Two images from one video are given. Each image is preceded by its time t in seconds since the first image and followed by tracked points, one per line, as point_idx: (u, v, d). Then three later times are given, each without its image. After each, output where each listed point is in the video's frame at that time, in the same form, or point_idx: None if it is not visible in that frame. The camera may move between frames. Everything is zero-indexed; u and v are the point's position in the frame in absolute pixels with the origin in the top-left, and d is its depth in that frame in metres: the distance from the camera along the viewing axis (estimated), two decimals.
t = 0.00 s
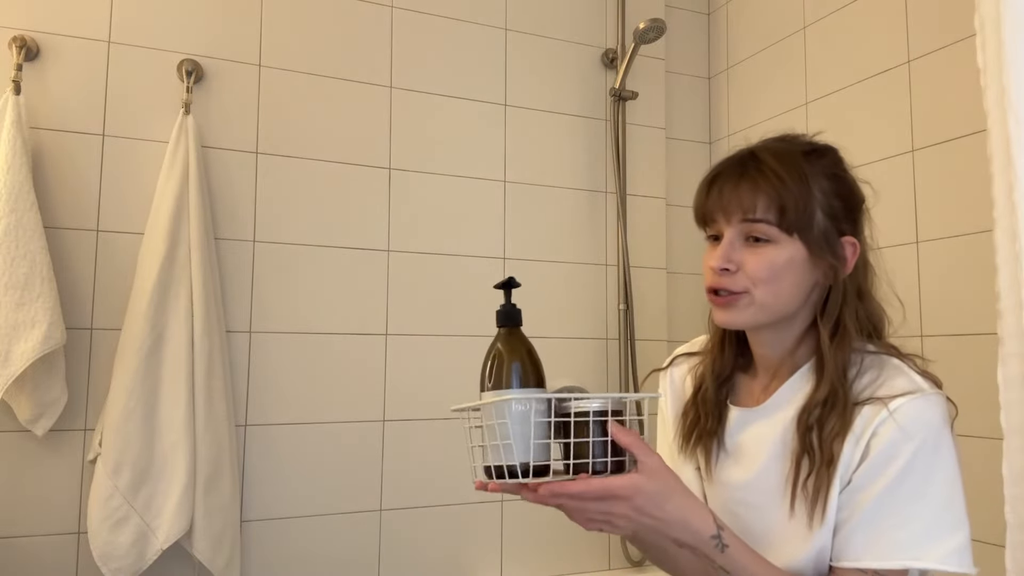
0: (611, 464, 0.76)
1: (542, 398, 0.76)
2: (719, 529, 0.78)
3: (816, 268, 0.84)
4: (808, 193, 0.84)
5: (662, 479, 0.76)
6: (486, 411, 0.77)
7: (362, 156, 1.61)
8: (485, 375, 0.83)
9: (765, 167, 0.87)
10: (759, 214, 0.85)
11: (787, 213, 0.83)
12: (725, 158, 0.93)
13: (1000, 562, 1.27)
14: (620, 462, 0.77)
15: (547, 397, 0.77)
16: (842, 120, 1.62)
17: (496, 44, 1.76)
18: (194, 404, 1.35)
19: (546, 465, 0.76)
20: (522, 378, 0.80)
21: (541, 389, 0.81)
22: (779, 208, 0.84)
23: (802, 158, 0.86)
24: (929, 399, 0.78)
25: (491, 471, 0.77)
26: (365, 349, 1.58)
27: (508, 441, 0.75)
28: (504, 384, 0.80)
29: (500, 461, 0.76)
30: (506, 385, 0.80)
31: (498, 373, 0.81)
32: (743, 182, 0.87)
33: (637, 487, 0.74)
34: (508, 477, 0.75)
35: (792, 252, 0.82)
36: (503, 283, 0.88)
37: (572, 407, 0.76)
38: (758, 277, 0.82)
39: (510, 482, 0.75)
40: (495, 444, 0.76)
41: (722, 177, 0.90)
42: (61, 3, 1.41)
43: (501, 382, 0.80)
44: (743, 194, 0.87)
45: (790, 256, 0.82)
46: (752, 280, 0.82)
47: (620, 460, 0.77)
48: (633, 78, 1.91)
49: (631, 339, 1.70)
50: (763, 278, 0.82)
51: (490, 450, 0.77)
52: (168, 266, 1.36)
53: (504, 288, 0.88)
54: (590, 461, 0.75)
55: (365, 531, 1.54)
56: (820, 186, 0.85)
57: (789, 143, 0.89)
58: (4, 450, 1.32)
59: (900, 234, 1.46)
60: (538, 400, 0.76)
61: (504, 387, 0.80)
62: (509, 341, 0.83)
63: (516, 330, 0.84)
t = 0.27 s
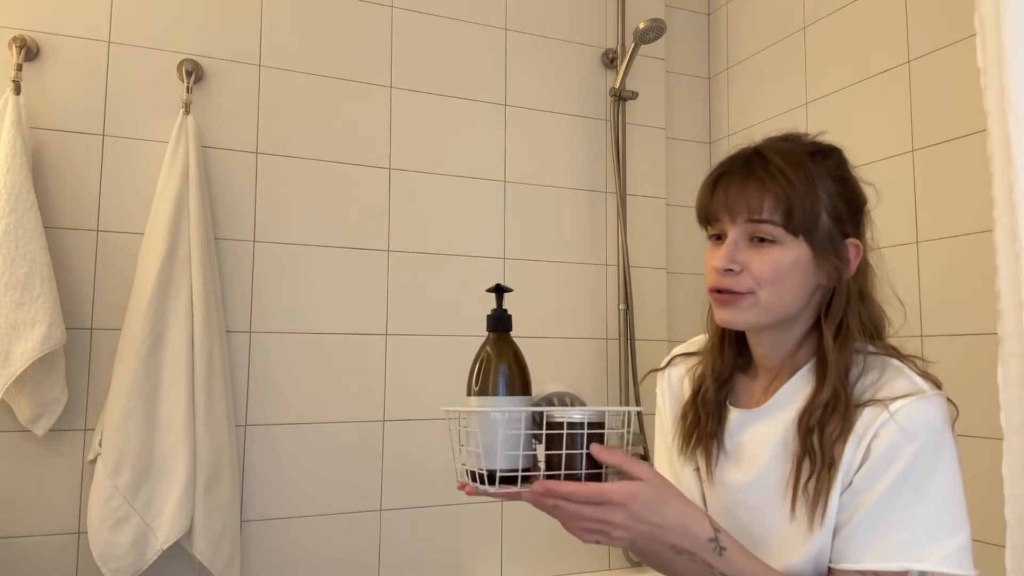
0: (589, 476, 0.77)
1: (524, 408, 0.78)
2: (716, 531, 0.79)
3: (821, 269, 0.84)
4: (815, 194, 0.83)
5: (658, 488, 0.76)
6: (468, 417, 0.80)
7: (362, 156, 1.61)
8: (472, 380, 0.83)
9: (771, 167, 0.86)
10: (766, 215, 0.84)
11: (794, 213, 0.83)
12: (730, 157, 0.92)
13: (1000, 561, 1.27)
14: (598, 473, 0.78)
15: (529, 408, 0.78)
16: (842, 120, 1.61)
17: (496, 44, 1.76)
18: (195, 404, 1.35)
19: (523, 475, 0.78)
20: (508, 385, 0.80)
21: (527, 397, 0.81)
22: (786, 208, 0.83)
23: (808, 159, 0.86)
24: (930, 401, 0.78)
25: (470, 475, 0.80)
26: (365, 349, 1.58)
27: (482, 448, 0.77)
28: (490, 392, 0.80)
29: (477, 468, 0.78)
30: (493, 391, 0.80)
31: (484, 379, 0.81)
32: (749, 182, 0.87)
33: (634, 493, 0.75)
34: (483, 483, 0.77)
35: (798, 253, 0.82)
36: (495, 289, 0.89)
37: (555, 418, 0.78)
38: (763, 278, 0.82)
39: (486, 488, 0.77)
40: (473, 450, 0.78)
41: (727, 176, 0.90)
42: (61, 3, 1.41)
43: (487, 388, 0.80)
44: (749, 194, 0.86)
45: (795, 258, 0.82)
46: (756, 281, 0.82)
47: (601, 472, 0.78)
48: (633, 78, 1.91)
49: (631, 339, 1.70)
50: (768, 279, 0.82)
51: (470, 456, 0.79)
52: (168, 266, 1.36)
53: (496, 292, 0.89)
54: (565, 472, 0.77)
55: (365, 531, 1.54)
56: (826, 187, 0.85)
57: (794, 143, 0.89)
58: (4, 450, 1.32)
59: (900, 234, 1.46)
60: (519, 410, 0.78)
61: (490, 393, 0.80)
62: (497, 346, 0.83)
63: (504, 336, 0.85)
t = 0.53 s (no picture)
0: (581, 464, 0.78)
1: (516, 399, 0.79)
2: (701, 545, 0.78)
3: (823, 273, 0.84)
4: (819, 198, 0.83)
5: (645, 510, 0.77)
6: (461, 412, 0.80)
7: (362, 156, 1.61)
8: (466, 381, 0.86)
9: (774, 173, 0.85)
10: (772, 222, 0.84)
11: (800, 221, 0.83)
12: (728, 161, 0.91)
13: (1000, 561, 1.27)
14: (591, 461, 0.78)
15: (521, 398, 0.79)
16: (842, 120, 1.62)
17: (496, 44, 1.76)
18: (195, 404, 1.35)
19: (516, 466, 0.78)
20: (499, 382, 0.82)
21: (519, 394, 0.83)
22: (792, 215, 0.83)
23: (808, 163, 0.85)
24: (929, 400, 0.78)
25: (464, 471, 0.80)
26: (365, 349, 1.58)
27: (476, 440, 0.77)
28: (481, 388, 0.82)
29: (471, 461, 0.78)
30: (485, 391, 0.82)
31: (476, 376, 0.84)
32: (752, 188, 0.86)
33: (625, 520, 0.75)
34: (478, 475, 0.77)
35: (803, 259, 0.82)
36: (484, 290, 0.91)
37: (546, 407, 0.78)
38: (772, 285, 0.82)
39: (481, 479, 0.77)
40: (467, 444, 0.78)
41: (731, 181, 0.89)
42: (61, 3, 1.41)
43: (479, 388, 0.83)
44: (753, 201, 0.85)
45: (801, 264, 0.82)
46: (764, 288, 0.82)
47: (593, 462, 0.78)
48: (633, 78, 1.91)
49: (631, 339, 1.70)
50: (776, 287, 0.82)
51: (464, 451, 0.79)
52: (168, 266, 1.36)
53: (484, 294, 0.90)
54: (558, 460, 0.77)
55: (365, 531, 1.54)
56: (827, 190, 0.84)
57: (791, 145, 0.88)
58: (4, 450, 1.32)
59: (900, 234, 1.46)
60: (511, 400, 0.78)
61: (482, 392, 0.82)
62: (487, 347, 0.85)
63: (494, 336, 0.87)
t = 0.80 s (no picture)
0: (579, 471, 0.77)
1: (521, 400, 0.78)
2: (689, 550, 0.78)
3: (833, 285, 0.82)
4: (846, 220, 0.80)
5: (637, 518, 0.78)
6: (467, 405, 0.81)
7: (362, 156, 1.61)
8: (475, 370, 0.84)
9: (804, 192, 0.79)
10: (809, 247, 0.78)
11: (832, 243, 0.79)
12: (744, 174, 0.83)
13: (1000, 561, 1.27)
14: (590, 468, 0.77)
15: (527, 400, 0.79)
16: (842, 120, 1.62)
17: (496, 44, 1.76)
18: (195, 404, 1.35)
19: (514, 465, 0.78)
20: (510, 374, 0.81)
21: (528, 389, 0.81)
22: (825, 238, 0.78)
23: (826, 177, 0.80)
24: (922, 395, 0.77)
25: (464, 462, 0.80)
26: (365, 349, 1.58)
27: (475, 434, 0.78)
28: (491, 381, 0.81)
29: (471, 454, 0.79)
30: (495, 382, 0.81)
31: (486, 370, 0.82)
32: (788, 210, 0.78)
33: (619, 529, 0.76)
34: (475, 469, 0.78)
35: (829, 279, 0.80)
36: (506, 283, 0.90)
37: (550, 412, 0.78)
38: (808, 311, 0.79)
39: (477, 473, 0.78)
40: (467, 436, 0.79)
41: (762, 201, 0.80)
42: (61, 3, 1.41)
43: (490, 377, 0.82)
44: (792, 226, 0.78)
45: (829, 284, 0.80)
46: (801, 314, 0.78)
47: (592, 469, 0.77)
48: (633, 78, 1.91)
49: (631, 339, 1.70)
50: (811, 311, 0.79)
51: (465, 442, 0.80)
52: (168, 266, 1.36)
53: (505, 287, 0.89)
54: (555, 464, 0.77)
55: (365, 531, 1.54)
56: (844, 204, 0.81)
57: (800, 155, 0.82)
58: (5, 450, 1.32)
59: (900, 234, 1.46)
60: (516, 401, 0.78)
61: (492, 382, 0.81)
62: (502, 338, 0.83)
63: (511, 328, 0.85)
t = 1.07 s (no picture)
0: (584, 464, 0.77)
1: (524, 395, 0.78)
2: (693, 549, 0.78)
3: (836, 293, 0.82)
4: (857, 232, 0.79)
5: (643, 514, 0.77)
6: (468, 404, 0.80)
7: (362, 156, 1.61)
8: (474, 371, 0.84)
9: (820, 206, 0.77)
10: (829, 261, 0.76)
11: (847, 255, 0.77)
12: (758, 188, 0.79)
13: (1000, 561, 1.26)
14: (594, 460, 0.78)
15: (529, 395, 0.78)
16: (842, 120, 1.62)
17: (496, 44, 1.76)
18: (195, 404, 1.35)
19: (520, 461, 0.78)
20: (509, 373, 0.81)
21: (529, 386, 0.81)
22: (842, 251, 0.77)
23: (834, 189, 0.79)
24: (921, 393, 0.77)
25: (468, 462, 0.80)
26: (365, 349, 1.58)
27: (478, 433, 0.77)
28: (490, 379, 0.81)
29: (475, 452, 0.79)
30: (494, 381, 0.80)
31: (485, 369, 0.82)
32: (811, 227, 0.76)
33: (627, 526, 0.75)
34: (480, 467, 0.78)
35: (837, 286, 0.80)
36: (499, 282, 0.90)
37: (552, 406, 0.78)
38: (820, 319, 0.78)
39: (483, 471, 0.78)
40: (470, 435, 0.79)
41: (781, 216, 0.77)
42: (61, 3, 1.41)
43: (489, 376, 0.81)
44: (816, 243, 0.75)
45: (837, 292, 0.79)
46: (814, 324, 0.78)
47: (596, 461, 0.78)
48: (633, 78, 1.91)
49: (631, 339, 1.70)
50: (822, 320, 0.79)
51: (468, 442, 0.80)
52: (167, 266, 1.36)
53: (499, 286, 0.89)
54: (560, 458, 0.77)
55: (365, 531, 1.54)
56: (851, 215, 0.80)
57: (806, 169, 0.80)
58: (5, 450, 1.32)
59: (900, 234, 1.46)
60: (518, 396, 0.77)
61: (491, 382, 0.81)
62: (499, 339, 0.83)
63: (507, 328, 0.85)
